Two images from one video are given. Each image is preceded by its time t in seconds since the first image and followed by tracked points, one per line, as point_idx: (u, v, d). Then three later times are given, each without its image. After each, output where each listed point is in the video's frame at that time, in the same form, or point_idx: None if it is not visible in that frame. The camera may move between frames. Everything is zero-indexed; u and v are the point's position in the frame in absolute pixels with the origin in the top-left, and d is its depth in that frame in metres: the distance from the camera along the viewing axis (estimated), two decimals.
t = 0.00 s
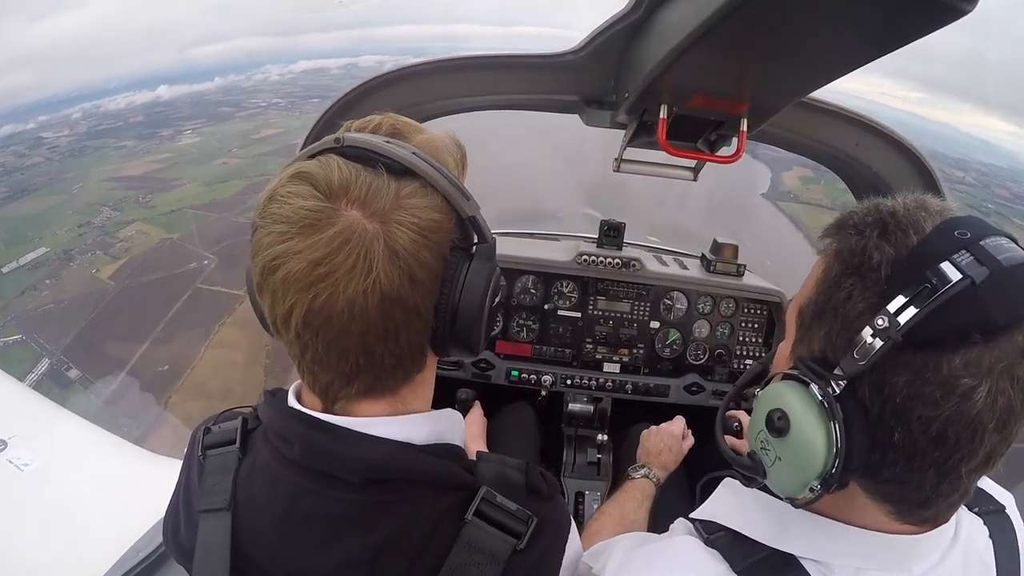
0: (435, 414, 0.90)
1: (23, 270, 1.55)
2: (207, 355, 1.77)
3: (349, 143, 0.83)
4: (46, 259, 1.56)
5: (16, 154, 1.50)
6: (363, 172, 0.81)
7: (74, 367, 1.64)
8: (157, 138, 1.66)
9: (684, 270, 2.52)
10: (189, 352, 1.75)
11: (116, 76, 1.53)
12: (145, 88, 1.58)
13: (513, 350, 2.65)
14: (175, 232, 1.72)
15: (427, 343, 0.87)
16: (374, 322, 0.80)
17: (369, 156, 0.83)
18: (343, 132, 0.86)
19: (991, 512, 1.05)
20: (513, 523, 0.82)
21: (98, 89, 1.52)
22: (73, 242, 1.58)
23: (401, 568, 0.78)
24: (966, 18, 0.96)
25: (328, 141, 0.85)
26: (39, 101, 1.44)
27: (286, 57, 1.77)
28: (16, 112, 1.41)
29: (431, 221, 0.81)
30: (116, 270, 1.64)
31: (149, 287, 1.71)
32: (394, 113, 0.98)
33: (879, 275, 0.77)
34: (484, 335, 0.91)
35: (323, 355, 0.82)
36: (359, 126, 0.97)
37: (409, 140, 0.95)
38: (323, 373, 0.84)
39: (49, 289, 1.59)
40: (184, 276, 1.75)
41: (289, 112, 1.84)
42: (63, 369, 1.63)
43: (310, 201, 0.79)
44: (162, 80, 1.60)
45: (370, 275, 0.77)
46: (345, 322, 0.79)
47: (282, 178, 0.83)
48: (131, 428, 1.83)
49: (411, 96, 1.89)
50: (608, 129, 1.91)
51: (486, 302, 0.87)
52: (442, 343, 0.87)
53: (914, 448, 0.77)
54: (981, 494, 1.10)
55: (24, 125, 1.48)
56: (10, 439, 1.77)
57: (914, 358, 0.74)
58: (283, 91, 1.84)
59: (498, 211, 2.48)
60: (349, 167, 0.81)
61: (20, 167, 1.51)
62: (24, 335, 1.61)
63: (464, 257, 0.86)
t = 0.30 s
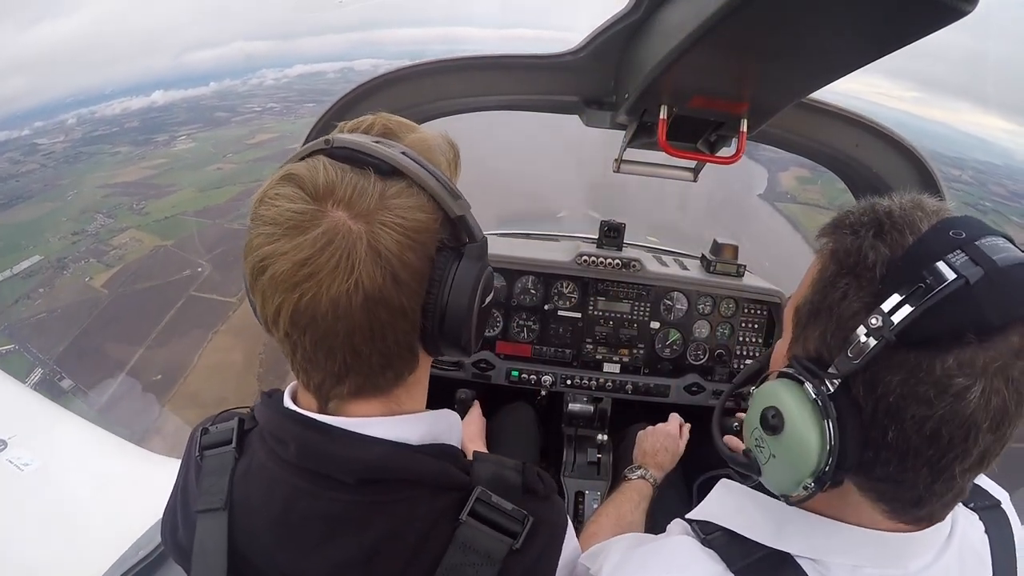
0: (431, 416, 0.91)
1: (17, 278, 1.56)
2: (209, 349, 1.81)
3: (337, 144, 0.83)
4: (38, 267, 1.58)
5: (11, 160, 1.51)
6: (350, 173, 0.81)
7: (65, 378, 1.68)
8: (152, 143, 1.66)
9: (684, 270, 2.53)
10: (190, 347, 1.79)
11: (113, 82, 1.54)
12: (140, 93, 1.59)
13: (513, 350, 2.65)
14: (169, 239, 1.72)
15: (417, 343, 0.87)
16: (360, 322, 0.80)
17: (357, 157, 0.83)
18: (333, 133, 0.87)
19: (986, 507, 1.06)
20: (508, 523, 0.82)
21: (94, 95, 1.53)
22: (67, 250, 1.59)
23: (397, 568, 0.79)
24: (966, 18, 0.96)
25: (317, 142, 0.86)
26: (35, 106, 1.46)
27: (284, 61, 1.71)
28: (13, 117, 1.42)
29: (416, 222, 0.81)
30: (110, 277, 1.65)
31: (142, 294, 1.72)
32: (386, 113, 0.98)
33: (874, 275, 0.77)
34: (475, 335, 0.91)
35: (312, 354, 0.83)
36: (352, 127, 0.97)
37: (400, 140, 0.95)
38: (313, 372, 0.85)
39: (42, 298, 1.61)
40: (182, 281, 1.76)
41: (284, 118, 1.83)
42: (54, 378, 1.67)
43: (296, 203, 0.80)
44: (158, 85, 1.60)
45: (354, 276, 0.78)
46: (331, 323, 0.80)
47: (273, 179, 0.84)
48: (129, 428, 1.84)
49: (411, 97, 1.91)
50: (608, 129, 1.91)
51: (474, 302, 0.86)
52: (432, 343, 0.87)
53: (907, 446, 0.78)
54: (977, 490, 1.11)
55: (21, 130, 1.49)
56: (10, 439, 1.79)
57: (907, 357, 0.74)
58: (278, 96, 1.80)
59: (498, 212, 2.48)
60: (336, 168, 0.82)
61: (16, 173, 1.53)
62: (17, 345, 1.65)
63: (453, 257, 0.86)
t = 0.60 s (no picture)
0: (428, 417, 0.90)
1: (10, 286, 1.55)
2: (209, 347, 1.81)
3: (331, 145, 0.83)
4: (32, 275, 1.57)
5: (8, 167, 1.49)
6: (344, 175, 0.81)
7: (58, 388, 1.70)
8: (148, 148, 1.65)
9: (684, 270, 2.53)
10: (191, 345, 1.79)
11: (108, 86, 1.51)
12: (137, 98, 1.57)
13: (513, 350, 2.65)
14: (164, 245, 1.72)
15: (415, 345, 0.87)
16: (355, 326, 0.80)
17: (352, 159, 0.83)
18: (328, 133, 0.86)
19: (984, 505, 1.06)
20: (507, 524, 0.82)
21: (91, 100, 1.51)
22: (62, 257, 1.59)
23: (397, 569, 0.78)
24: (966, 18, 0.96)
25: (313, 143, 0.85)
26: (33, 112, 1.44)
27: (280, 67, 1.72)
28: (9, 124, 1.41)
29: (411, 225, 0.80)
30: (103, 285, 1.65)
31: (136, 301, 1.71)
32: (385, 110, 0.98)
33: (870, 276, 0.77)
34: (473, 336, 0.91)
35: (309, 358, 0.83)
36: (349, 125, 0.97)
37: (398, 138, 0.95)
38: (310, 375, 0.85)
39: (36, 306, 1.60)
40: (178, 287, 1.76)
41: (279, 123, 1.81)
42: (49, 387, 1.70)
43: (290, 207, 0.80)
44: (153, 90, 1.58)
45: (348, 281, 0.78)
46: (326, 327, 0.80)
47: (268, 182, 0.84)
48: (128, 429, 1.84)
49: (409, 97, 1.91)
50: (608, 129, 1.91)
51: (472, 305, 0.86)
52: (430, 345, 0.87)
53: (903, 447, 0.77)
54: (975, 488, 1.11)
55: (13, 138, 1.46)
56: (10, 439, 1.78)
57: (903, 358, 0.74)
58: (273, 100, 1.78)
59: (498, 211, 2.48)
60: (330, 170, 0.81)
61: (11, 180, 1.51)
62: (11, 354, 1.64)
63: (449, 259, 0.85)
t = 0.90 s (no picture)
0: (425, 416, 0.91)
1: (6, 286, 1.56)
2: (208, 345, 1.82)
3: (343, 144, 0.84)
4: (27, 275, 1.57)
5: (5, 166, 1.49)
6: (356, 174, 0.81)
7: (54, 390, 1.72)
8: (146, 148, 1.65)
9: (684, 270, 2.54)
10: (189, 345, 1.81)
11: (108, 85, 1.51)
12: (135, 97, 1.56)
13: (513, 350, 2.66)
14: (160, 246, 1.73)
15: (420, 345, 0.87)
16: (365, 324, 0.81)
17: (363, 158, 0.83)
18: (337, 133, 0.87)
19: (980, 503, 1.07)
20: (505, 524, 0.83)
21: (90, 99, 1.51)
22: (56, 257, 1.59)
23: (394, 568, 0.79)
24: (966, 18, 0.96)
25: (322, 141, 0.86)
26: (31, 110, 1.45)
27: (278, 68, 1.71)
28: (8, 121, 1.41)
29: (423, 225, 0.81)
30: (100, 286, 1.66)
31: (134, 301, 1.73)
32: (393, 113, 0.99)
33: (871, 272, 0.77)
34: (478, 337, 0.92)
35: (315, 356, 0.83)
36: (355, 126, 0.98)
37: (405, 140, 0.96)
38: (314, 373, 0.85)
39: (31, 306, 1.61)
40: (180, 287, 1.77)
41: (278, 123, 1.81)
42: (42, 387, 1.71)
43: (301, 204, 0.80)
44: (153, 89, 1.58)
45: (360, 279, 0.78)
46: (335, 325, 0.80)
47: (276, 179, 0.84)
48: (127, 429, 1.85)
49: (409, 98, 1.92)
50: (608, 129, 1.91)
51: (479, 305, 0.87)
52: (435, 346, 0.88)
53: (930, 437, 0.77)
54: (971, 486, 1.11)
55: (12, 137, 1.46)
56: (10, 440, 1.79)
57: (923, 348, 0.73)
58: (273, 100, 1.79)
59: (498, 211, 2.48)
60: (341, 169, 0.82)
61: (9, 180, 1.51)
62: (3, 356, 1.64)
63: (457, 260, 0.86)
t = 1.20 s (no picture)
0: (424, 417, 0.90)
1: (8, 285, 1.55)
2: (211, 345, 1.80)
3: (342, 139, 0.84)
4: (30, 274, 1.57)
5: (10, 165, 1.49)
6: (354, 167, 0.81)
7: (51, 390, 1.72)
8: (152, 147, 1.68)
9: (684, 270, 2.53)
10: (191, 345, 1.78)
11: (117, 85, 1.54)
12: (142, 97, 1.59)
13: (513, 351, 2.66)
14: (164, 246, 1.71)
15: (416, 341, 0.87)
16: (362, 316, 0.80)
17: (362, 153, 0.83)
18: (337, 130, 0.87)
19: (976, 502, 1.05)
20: (504, 525, 0.82)
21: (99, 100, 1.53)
22: (61, 256, 1.59)
23: (395, 568, 0.78)
24: (966, 18, 0.96)
25: (322, 138, 0.86)
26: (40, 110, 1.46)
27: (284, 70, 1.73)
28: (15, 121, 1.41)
29: (420, 217, 0.81)
30: (102, 286, 1.66)
31: (136, 302, 1.72)
32: (390, 114, 0.98)
33: (859, 280, 0.77)
34: (475, 334, 0.91)
35: (312, 349, 0.82)
36: (355, 126, 0.97)
37: (403, 140, 0.95)
38: (311, 368, 0.84)
39: (32, 305, 1.60)
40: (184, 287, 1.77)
41: (286, 123, 1.84)
42: (42, 387, 1.70)
43: (300, 194, 0.79)
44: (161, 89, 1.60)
45: (357, 269, 0.77)
46: (332, 316, 0.79)
47: (276, 172, 0.84)
48: (125, 430, 1.83)
49: (409, 97, 1.92)
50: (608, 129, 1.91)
51: (476, 300, 0.86)
52: (432, 342, 0.87)
53: (924, 444, 0.77)
54: (971, 485, 1.10)
55: (21, 134, 1.46)
56: (10, 439, 1.78)
57: (915, 355, 0.73)
58: (279, 100, 1.82)
59: (499, 211, 2.47)
60: (340, 162, 0.81)
61: (15, 177, 1.51)
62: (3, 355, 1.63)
63: (454, 255, 0.86)
